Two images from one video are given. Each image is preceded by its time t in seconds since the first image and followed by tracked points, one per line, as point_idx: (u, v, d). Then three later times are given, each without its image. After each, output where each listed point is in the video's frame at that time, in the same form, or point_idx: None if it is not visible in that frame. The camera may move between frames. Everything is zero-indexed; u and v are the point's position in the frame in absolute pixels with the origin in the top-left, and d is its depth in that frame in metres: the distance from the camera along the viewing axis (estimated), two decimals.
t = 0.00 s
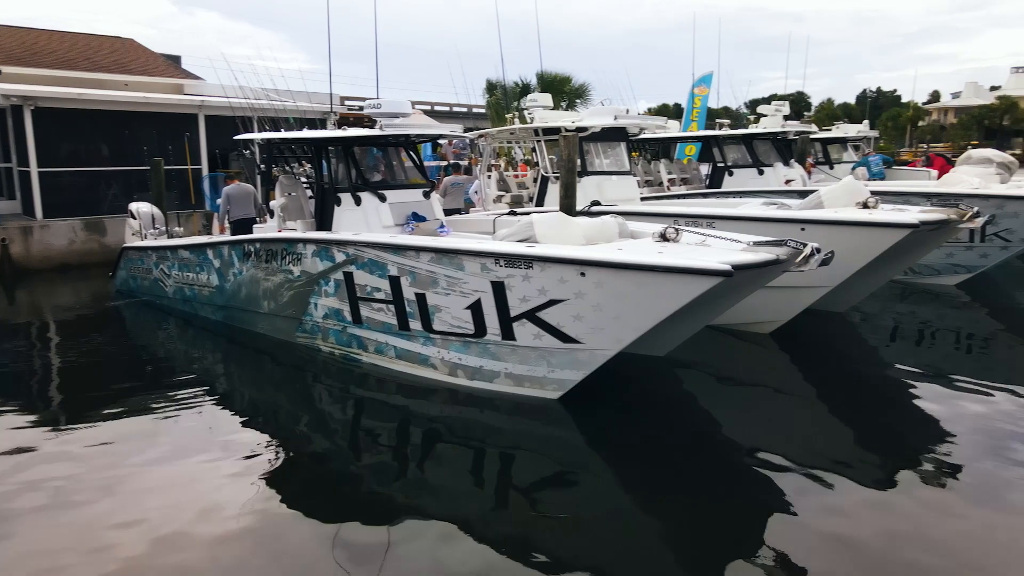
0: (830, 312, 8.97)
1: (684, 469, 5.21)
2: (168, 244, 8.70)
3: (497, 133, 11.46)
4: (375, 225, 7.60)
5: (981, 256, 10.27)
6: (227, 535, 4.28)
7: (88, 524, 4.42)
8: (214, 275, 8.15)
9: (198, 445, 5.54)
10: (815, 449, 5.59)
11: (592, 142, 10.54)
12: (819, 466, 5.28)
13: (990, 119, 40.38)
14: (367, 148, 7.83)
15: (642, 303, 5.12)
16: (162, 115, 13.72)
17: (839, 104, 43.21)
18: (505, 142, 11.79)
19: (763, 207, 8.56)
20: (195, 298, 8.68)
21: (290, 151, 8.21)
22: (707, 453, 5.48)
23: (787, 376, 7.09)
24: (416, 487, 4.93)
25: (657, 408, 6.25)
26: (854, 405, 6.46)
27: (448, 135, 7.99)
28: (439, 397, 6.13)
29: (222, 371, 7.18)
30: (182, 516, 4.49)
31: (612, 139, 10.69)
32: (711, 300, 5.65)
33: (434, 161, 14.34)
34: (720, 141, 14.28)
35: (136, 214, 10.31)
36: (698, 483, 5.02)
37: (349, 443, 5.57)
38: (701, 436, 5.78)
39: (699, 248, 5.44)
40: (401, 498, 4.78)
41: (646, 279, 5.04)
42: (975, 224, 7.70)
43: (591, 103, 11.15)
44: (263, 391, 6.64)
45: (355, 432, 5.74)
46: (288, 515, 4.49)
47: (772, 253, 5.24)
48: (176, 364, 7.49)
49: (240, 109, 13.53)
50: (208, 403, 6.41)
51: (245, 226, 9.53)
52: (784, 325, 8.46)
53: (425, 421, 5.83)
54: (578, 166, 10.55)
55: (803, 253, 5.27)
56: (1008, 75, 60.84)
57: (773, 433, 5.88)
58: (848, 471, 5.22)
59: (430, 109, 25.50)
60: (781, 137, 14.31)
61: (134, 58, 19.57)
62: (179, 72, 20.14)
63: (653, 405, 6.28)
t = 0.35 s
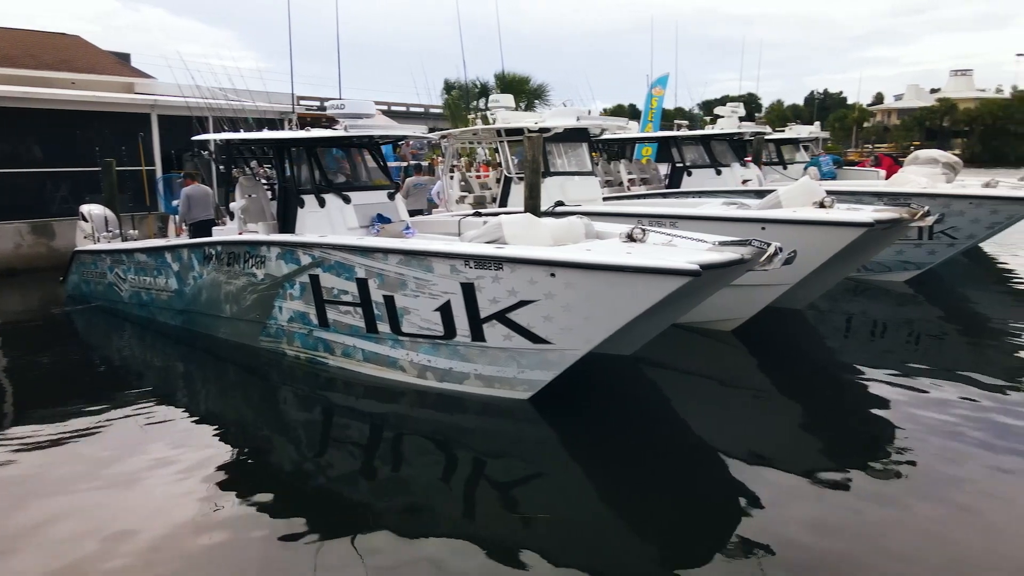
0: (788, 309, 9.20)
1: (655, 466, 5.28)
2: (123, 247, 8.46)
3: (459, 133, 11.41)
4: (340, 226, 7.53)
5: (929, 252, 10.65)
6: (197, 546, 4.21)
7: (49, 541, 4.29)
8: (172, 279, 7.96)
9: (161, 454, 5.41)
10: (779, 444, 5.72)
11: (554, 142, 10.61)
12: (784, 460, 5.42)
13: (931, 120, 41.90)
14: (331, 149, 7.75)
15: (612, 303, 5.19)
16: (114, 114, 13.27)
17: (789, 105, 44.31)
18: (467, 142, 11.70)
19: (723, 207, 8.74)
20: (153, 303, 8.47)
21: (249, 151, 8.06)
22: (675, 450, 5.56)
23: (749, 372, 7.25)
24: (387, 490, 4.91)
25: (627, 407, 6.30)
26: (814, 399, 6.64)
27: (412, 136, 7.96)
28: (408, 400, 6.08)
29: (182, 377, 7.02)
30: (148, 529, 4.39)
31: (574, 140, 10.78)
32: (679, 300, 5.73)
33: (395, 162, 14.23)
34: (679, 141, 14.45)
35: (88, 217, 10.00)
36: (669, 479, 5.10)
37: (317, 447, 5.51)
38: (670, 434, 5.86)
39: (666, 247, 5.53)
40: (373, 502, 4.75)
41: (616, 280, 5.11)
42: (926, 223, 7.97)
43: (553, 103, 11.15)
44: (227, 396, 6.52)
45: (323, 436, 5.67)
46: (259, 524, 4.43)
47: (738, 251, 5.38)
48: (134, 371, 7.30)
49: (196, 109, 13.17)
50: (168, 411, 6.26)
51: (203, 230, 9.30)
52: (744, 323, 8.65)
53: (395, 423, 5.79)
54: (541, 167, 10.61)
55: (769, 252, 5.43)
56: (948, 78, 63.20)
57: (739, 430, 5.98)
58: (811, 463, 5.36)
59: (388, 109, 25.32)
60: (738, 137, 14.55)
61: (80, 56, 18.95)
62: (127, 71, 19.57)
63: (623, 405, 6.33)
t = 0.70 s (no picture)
0: (751, 307, 9.39)
1: (626, 464, 5.34)
2: (79, 250, 8.22)
3: (424, 133, 11.35)
4: (306, 227, 7.45)
5: (884, 250, 10.98)
6: (165, 552, 4.12)
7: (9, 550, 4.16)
8: (132, 282, 7.76)
9: (125, 459, 5.29)
10: (746, 439, 5.83)
11: (520, 142, 10.64)
12: (751, 454, 5.54)
13: (881, 121, 43.15)
14: (296, 148, 7.66)
15: (583, 302, 5.24)
16: (66, 112, 12.74)
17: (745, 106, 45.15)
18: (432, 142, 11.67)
19: (687, 206, 8.88)
20: (111, 307, 8.24)
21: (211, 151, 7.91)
22: (645, 448, 5.63)
23: (715, 369, 7.37)
24: (360, 491, 4.87)
25: (596, 406, 6.35)
26: (778, 394, 6.79)
27: (378, 136, 7.91)
28: (378, 402, 6.05)
29: (144, 382, 6.86)
30: (115, 536, 4.29)
31: (540, 140, 10.82)
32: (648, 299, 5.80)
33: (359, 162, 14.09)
34: (642, 142, 14.63)
35: (41, 219, 9.69)
36: (640, 476, 5.17)
37: (287, 451, 5.44)
38: (640, 432, 5.92)
39: (635, 246, 5.60)
40: (346, 504, 4.71)
41: (588, 279, 5.16)
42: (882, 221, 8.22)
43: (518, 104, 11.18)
44: (191, 401, 6.39)
45: (292, 439, 5.61)
46: (229, 528, 4.36)
47: (706, 250, 5.48)
48: (93, 376, 7.10)
49: (155, 108, 12.78)
50: (131, 416, 6.11)
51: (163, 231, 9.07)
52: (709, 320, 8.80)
53: (365, 425, 5.75)
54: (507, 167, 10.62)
55: (736, 251, 5.56)
56: (896, 80, 65.15)
57: (706, 426, 6.09)
58: (777, 457, 5.49)
59: (349, 109, 25.07)
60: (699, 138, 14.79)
61: (29, 53, 18.35)
62: (79, 69, 19.01)
63: (593, 404, 6.38)
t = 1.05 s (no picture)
0: (713, 305, 9.55)
1: (596, 462, 5.39)
2: (30, 253, 7.95)
3: (387, 134, 11.27)
4: (269, 229, 7.35)
5: (840, 248, 11.27)
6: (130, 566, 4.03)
7: None
8: (87, 286, 7.54)
9: (84, 470, 5.15)
10: (712, 435, 5.93)
11: (484, 143, 10.63)
12: (718, 450, 5.63)
13: (833, 121, 44.27)
14: (257, 149, 7.53)
15: (552, 303, 5.27)
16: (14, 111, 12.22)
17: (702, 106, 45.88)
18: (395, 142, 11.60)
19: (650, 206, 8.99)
20: (65, 312, 7.99)
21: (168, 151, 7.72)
22: (615, 446, 5.69)
23: (680, 366, 7.48)
24: (330, 497, 4.83)
25: (566, 406, 6.38)
26: (742, 390, 6.92)
27: (340, 136, 7.83)
28: (346, 405, 5.99)
29: (101, 390, 6.67)
30: (76, 551, 4.18)
31: (504, 140, 10.83)
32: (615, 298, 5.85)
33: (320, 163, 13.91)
34: (604, 142, 14.75)
35: None
36: (610, 474, 5.22)
37: (254, 457, 5.35)
38: (609, 430, 5.97)
39: (603, 245, 5.65)
40: (316, 510, 4.66)
41: (556, 279, 5.19)
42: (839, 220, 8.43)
43: (482, 104, 11.18)
44: (152, 408, 6.24)
45: (259, 445, 5.52)
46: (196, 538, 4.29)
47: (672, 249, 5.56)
48: (47, 384, 6.88)
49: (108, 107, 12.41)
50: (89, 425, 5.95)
51: (118, 233, 8.82)
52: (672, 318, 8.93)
53: (334, 428, 5.69)
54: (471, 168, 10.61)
55: (701, 249, 5.65)
56: (847, 82, 66.89)
57: (674, 423, 6.17)
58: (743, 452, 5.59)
59: (309, 108, 24.75)
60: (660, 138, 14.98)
61: None
62: (26, 66, 18.39)
63: (562, 404, 6.42)
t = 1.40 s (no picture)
0: (700, 303, 9.61)
1: (587, 461, 5.40)
2: (13, 254, 7.84)
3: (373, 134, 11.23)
4: (256, 228, 7.28)
5: (824, 247, 11.37)
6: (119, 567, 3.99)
7: None
8: (71, 287, 7.45)
9: (72, 472, 5.10)
10: (702, 432, 5.96)
11: (470, 143, 10.62)
12: (708, 448, 5.66)
13: (816, 122, 44.63)
14: (243, 148, 7.46)
15: (542, 302, 5.27)
16: None
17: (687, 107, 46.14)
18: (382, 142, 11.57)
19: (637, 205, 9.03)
20: (49, 314, 7.89)
21: (152, 151, 7.63)
22: (605, 444, 5.71)
23: (669, 365, 7.51)
24: (320, 497, 4.81)
25: (555, 405, 6.39)
26: (731, 388, 6.97)
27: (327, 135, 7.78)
28: (336, 405, 5.97)
29: (87, 392, 6.60)
30: (64, 553, 4.14)
31: (491, 140, 10.82)
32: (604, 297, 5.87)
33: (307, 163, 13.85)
34: (590, 141, 14.79)
35: None
36: (601, 472, 5.24)
37: (243, 457, 5.32)
38: (599, 429, 5.99)
39: (593, 244, 5.66)
40: (308, 510, 4.64)
41: (547, 278, 5.20)
42: (824, 220, 8.51)
43: (469, 104, 11.17)
44: (139, 409, 6.18)
45: (249, 445, 5.49)
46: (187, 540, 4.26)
47: (661, 248, 5.58)
48: (31, 386, 6.79)
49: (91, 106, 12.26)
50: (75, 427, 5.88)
51: (101, 233, 8.72)
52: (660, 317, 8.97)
53: (324, 428, 5.67)
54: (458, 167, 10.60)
55: (690, 248, 5.67)
56: (829, 83, 67.49)
57: (663, 421, 6.20)
58: (733, 449, 5.63)
59: (295, 109, 24.63)
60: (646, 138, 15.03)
61: None
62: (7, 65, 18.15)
63: (551, 403, 6.43)
